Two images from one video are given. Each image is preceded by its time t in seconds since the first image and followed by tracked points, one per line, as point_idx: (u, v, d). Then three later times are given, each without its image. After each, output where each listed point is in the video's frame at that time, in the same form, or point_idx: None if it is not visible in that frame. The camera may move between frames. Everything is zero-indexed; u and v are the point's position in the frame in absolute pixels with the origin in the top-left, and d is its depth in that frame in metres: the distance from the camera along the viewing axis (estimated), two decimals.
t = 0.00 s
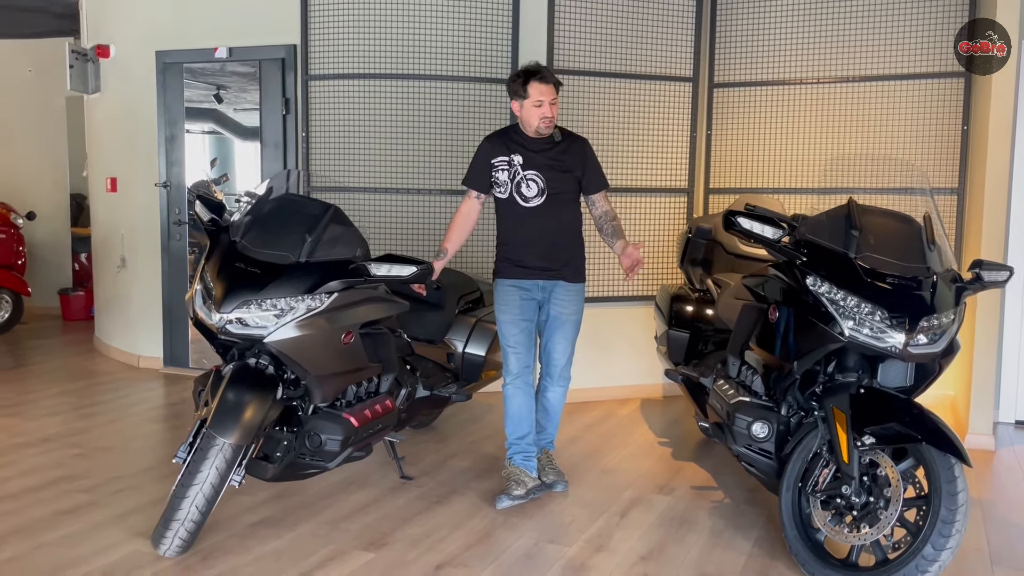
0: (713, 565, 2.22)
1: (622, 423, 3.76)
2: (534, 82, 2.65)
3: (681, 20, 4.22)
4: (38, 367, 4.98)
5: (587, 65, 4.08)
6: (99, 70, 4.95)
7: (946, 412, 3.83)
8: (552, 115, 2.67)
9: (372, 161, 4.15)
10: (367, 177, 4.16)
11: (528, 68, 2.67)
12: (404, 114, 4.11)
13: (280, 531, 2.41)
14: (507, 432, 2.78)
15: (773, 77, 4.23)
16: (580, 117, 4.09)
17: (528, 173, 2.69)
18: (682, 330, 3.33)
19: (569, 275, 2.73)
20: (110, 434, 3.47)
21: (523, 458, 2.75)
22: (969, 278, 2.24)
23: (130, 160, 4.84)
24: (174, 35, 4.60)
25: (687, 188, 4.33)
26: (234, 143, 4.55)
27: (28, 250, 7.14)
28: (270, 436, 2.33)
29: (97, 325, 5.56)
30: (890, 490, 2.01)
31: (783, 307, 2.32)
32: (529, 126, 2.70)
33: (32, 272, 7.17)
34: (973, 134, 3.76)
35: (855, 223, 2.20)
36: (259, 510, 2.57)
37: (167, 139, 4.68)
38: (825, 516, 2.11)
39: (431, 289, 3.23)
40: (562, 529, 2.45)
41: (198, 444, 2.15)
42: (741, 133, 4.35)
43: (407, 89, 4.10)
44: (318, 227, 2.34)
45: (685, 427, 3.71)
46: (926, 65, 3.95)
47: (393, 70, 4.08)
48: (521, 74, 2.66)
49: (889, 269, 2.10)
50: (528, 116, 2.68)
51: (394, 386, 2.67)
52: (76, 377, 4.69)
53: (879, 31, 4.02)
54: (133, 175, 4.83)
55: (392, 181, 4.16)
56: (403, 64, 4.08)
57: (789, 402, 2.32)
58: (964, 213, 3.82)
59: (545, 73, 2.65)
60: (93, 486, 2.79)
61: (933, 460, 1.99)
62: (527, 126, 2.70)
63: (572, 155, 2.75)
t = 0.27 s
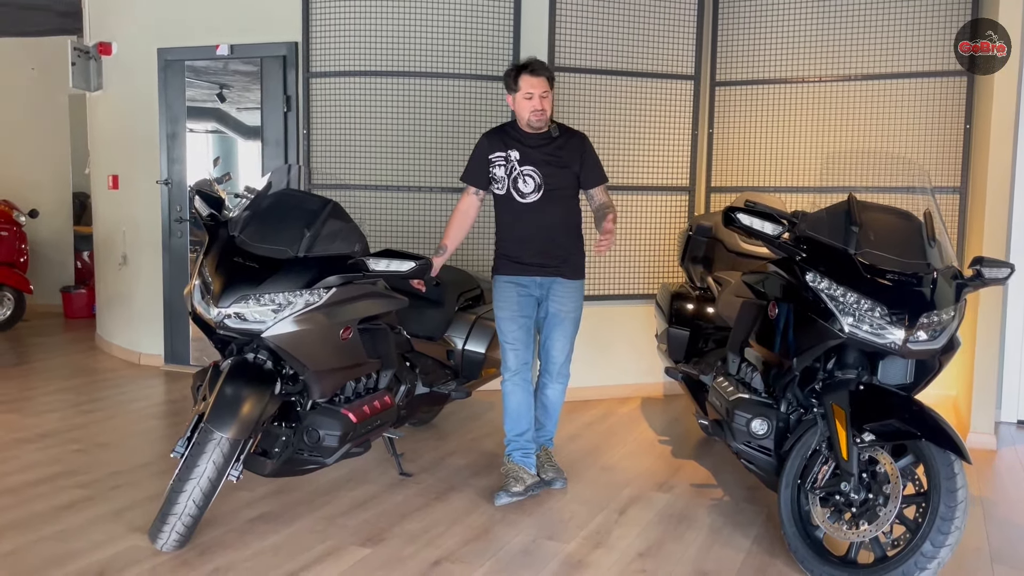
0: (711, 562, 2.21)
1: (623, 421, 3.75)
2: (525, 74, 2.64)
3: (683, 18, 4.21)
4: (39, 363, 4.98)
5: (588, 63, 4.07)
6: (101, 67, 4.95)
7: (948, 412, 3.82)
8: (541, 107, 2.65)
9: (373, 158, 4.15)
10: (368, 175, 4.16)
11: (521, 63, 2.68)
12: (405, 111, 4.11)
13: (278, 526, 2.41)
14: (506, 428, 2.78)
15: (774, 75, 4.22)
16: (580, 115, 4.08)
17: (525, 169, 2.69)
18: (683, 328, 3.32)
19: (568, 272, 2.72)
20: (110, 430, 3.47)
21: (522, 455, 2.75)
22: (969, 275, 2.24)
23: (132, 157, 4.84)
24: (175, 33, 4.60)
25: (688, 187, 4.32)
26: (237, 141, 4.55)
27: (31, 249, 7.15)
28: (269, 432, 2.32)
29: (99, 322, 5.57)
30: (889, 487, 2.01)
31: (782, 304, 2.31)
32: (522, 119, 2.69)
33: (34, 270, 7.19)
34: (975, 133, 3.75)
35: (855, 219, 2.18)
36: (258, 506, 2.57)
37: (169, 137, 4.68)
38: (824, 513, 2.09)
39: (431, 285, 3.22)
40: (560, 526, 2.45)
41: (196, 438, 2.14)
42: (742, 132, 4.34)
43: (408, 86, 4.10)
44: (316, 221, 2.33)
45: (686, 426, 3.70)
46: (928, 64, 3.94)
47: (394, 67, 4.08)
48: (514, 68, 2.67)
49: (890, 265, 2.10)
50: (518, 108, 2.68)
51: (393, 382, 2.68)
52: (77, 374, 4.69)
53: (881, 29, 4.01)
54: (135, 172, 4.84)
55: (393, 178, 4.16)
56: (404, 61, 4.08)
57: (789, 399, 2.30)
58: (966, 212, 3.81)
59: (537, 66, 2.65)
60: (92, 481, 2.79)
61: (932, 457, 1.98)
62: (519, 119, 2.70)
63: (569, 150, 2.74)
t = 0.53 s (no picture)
0: (709, 561, 2.21)
1: (622, 421, 3.75)
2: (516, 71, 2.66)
3: (684, 18, 4.21)
4: (40, 363, 4.99)
5: (588, 63, 4.08)
6: (103, 67, 4.95)
7: (948, 412, 3.82)
8: (529, 101, 2.66)
9: (373, 158, 4.15)
10: (369, 174, 4.16)
11: (513, 61, 2.70)
12: (405, 111, 4.12)
13: (276, 523, 2.41)
14: (505, 427, 2.78)
15: (775, 76, 4.23)
16: (581, 115, 4.09)
17: (520, 167, 2.69)
18: (682, 327, 3.32)
19: (566, 271, 2.73)
20: (110, 428, 3.47)
21: (521, 453, 2.75)
22: (968, 273, 2.24)
23: (133, 157, 4.86)
24: (177, 33, 4.62)
25: (688, 187, 4.33)
26: (240, 142, 4.56)
27: (33, 249, 7.16)
28: (267, 429, 2.32)
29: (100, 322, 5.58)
30: (887, 485, 2.01)
31: (780, 303, 2.31)
32: (514, 115, 2.71)
33: (36, 270, 7.20)
34: (976, 133, 3.75)
35: (853, 218, 2.19)
36: (257, 504, 2.57)
37: (170, 137, 4.69)
38: (822, 511, 2.10)
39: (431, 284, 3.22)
40: (559, 524, 2.45)
41: (195, 435, 2.15)
42: (743, 132, 4.34)
43: (408, 87, 4.10)
44: (314, 220, 2.33)
45: (686, 425, 3.70)
46: (929, 64, 3.94)
47: (395, 67, 4.09)
48: (506, 67, 2.70)
49: (887, 263, 2.10)
50: (508, 101, 2.70)
51: (392, 381, 2.69)
52: (78, 373, 4.70)
53: (881, 30, 4.01)
54: (136, 172, 4.85)
55: (394, 178, 4.16)
56: (405, 61, 4.09)
57: (787, 398, 2.30)
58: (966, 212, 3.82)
59: (525, 62, 2.67)
60: (92, 479, 2.80)
61: (930, 455, 1.98)
62: (512, 116, 2.72)
63: (565, 149, 2.74)
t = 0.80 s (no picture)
0: (704, 560, 2.22)
1: (620, 422, 3.76)
2: (507, 72, 2.68)
3: (681, 20, 4.22)
4: (40, 364, 5.00)
5: (586, 64, 4.09)
6: (102, 70, 4.97)
7: (945, 412, 3.82)
8: (521, 100, 2.67)
9: (371, 159, 4.16)
10: (366, 176, 4.17)
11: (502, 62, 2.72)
12: (403, 113, 4.13)
13: (272, 524, 2.42)
14: (501, 427, 2.79)
15: (772, 77, 4.24)
16: (579, 116, 4.10)
17: (513, 168, 2.71)
18: (679, 328, 3.33)
19: (560, 271, 2.73)
20: (108, 429, 3.48)
21: (517, 454, 2.75)
22: (963, 273, 2.24)
23: (132, 159, 4.87)
24: (176, 35, 4.63)
25: (686, 188, 4.33)
26: (240, 145, 4.57)
27: (33, 251, 7.17)
28: (264, 429, 2.33)
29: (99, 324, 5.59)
30: (881, 484, 2.01)
31: (775, 302, 2.32)
32: (507, 116, 2.72)
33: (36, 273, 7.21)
34: (972, 134, 3.76)
35: (847, 218, 2.21)
36: (253, 504, 2.58)
37: (169, 139, 4.71)
38: (817, 510, 2.10)
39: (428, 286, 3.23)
40: (555, 524, 2.45)
41: (191, 435, 2.16)
42: (740, 133, 4.35)
43: (406, 88, 4.11)
44: (311, 220, 2.34)
45: (683, 426, 3.70)
46: (925, 66, 3.95)
47: (392, 69, 4.10)
48: (496, 69, 2.72)
49: (881, 263, 2.11)
50: (499, 102, 2.71)
51: (389, 382, 2.70)
52: (77, 375, 4.71)
53: (877, 32, 4.02)
54: (136, 174, 4.86)
55: (391, 180, 4.17)
56: (403, 63, 4.09)
57: (782, 397, 2.31)
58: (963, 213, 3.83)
59: (514, 62, 2.68)
60: (89, 479, 2.80)
61: (923, 454, 1.98)
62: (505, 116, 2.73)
63: (558, 150, 2.74)
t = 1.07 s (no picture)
0: (698, 559, 2.21)
1: (616, 423, 3.75)
2: (497, 73, 2.68)
3: (675, 22, 4.23)
4: (36, 368, 4.99)
5: (581, 66, 4.10)
6: (99, 74, 4.97)
7: (941, 413, 3.81)
8: (510, 100, 2.67)
9: (366, 161, 4.17)
10: (362, 178, 4.17)
11: (492, 63, 2.72)
12: (398, 115, 4.13)
13: (265, 525, 2.41)
14: (496, 428, 2.78)
15: (766, 79, 4.25)
16: (575, 118, 4.11)
17: (506, 169, 2.71)
18: (674, 328, 3.34)
19: (553, 272, 2.74)
20: (103, 432, 3.47)
21: (512, 455, 2.75)
22: (955, 272, 2.25)
23: (128, 163, 4.87)
24: (172, 39, 4.64)
25: (681, 189, 4.34)
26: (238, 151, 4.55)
27: (30, 255, 7.16)
28: (257, 431, 2.32)
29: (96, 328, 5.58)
30: (874, 483, 2.02)
31: (768, 301, 2.32)
32: (496, 116, 2.72)
33: (33, 277, 7.20)
34: (966, 135, 3.77)
35: (839, 217, 2.21)
36: (247, 505, 2.58)
37: (165, 142, 4.71)
38: (810, 509, 2.10)
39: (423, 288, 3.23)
40: (549, 524, 2.45)
41: (183, 435, 2.16)
42: (735, 134, 4.36)
43: (401, 91, 4.11)
44: (303, 221, 2.34)
45: (679, 428, 3.70)
46: (919, 67, 3.96)
47: (387, 72, 4.10)
48: (486, 70, 2.72)
49: (874, 262, 2.12)
50: (490, 104, 2.71)
51: (383, 383, 2.70)
52: (74, 378, 4.70)
53: (871, 33, 4.03)
54: (132, 177, 4.86)
55: (387, 182, 4.17)
56: (398, 65, 4.10)
57: (775, 396, 2.31)
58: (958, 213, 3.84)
59: (503, 63, 2.68)
60: (83, 481, 2.80)
61: (915, 452, 1.98)
62: (494, 117, 2.73)
63: (550, 151, 2.75)
